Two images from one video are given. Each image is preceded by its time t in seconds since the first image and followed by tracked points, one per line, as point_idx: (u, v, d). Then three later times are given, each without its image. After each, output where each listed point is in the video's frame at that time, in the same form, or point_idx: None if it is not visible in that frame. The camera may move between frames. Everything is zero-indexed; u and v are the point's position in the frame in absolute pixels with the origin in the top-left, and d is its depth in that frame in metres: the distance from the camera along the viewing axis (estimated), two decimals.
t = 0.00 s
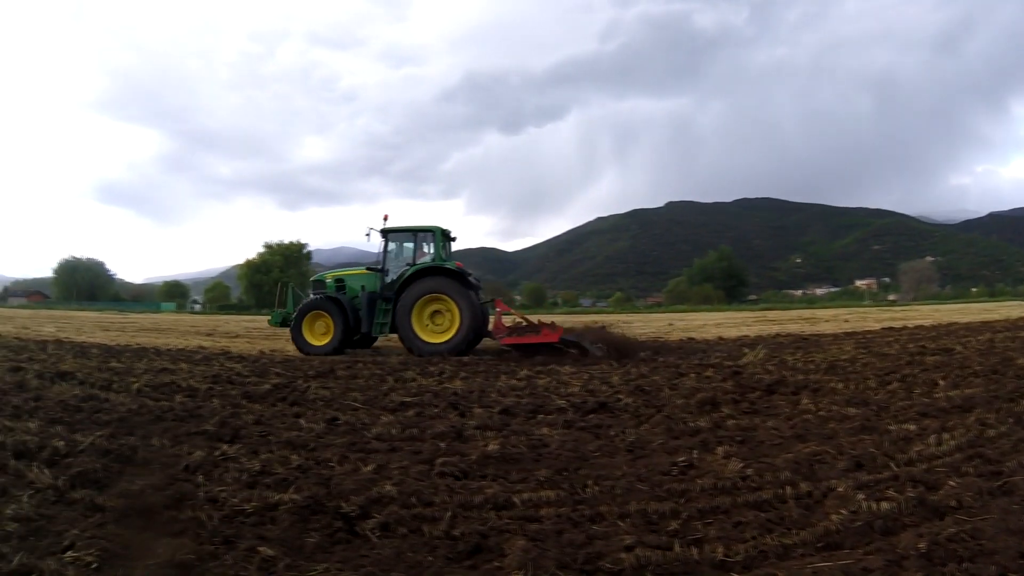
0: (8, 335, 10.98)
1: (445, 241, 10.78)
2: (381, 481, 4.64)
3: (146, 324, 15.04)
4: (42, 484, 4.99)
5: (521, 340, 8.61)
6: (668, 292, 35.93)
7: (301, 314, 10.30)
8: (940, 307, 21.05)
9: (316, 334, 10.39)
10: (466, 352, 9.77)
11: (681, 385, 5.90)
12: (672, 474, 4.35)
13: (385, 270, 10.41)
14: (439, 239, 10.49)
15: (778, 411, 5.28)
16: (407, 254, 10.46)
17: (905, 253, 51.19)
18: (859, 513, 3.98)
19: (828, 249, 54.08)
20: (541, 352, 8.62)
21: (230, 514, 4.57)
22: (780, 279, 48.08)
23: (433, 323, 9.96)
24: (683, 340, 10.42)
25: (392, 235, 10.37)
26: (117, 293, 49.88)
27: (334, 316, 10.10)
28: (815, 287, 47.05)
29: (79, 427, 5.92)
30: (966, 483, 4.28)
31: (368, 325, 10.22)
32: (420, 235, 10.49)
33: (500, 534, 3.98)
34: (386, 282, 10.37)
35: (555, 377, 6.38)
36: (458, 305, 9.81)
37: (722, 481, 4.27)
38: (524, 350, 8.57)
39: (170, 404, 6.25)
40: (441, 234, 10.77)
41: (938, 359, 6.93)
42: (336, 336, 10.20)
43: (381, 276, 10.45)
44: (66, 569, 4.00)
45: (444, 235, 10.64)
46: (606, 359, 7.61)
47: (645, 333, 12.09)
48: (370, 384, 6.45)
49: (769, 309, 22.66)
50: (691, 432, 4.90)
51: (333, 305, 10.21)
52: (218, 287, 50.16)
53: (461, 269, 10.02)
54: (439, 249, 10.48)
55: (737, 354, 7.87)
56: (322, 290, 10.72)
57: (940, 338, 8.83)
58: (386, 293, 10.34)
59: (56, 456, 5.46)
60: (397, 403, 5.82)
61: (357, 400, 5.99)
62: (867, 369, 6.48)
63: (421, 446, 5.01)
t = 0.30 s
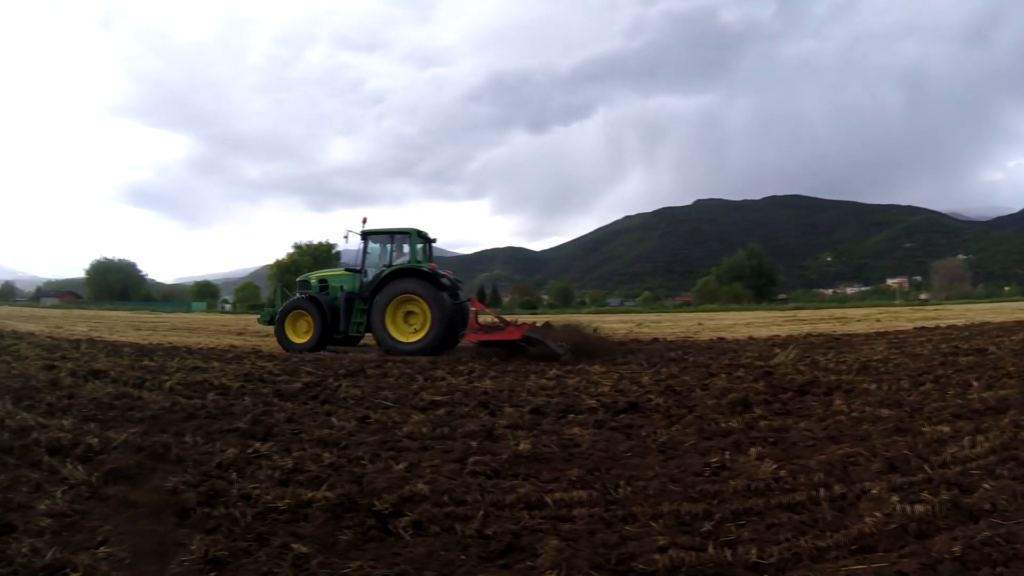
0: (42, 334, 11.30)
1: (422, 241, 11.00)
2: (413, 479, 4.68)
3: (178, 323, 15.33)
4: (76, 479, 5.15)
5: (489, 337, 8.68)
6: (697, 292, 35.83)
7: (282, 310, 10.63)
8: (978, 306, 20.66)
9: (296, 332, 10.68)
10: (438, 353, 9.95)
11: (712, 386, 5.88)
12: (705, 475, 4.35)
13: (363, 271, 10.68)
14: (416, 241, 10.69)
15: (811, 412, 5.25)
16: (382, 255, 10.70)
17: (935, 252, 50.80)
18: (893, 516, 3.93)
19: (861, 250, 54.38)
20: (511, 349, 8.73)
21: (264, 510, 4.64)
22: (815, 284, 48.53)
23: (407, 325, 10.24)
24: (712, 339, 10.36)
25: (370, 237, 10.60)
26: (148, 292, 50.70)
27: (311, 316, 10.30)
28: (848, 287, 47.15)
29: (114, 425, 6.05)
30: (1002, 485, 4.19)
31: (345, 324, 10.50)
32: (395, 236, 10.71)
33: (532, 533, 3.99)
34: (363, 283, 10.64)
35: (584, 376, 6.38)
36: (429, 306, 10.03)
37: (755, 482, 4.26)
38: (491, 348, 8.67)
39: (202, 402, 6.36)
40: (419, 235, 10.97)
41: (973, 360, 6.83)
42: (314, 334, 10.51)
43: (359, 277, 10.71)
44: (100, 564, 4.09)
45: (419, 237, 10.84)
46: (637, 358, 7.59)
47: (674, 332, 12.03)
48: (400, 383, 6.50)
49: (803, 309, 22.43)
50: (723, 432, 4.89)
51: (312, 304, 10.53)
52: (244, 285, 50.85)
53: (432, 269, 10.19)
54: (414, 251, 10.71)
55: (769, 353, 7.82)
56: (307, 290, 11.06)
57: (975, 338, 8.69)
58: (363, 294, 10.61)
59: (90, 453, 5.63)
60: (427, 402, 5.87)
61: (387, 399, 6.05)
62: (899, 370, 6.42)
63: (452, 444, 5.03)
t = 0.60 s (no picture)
0: (70, 335, 11.59)
1: (401, 245, 11.09)
2: (443, 481, 4.71)
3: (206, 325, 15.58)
4: (108, 479, 5.24)
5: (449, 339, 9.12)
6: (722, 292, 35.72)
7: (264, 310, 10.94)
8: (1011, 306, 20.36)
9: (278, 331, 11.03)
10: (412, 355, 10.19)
11: (741, 387, 5.86)
12: (736, 478, 4.34)
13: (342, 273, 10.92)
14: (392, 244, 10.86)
15: (842, 415, 5.21)
16: (360, 258, 10.86)
17: (961, 250, 50.35)
18: (926, 519, 3.88)
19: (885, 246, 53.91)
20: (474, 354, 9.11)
21: (294, 511, 4.68)
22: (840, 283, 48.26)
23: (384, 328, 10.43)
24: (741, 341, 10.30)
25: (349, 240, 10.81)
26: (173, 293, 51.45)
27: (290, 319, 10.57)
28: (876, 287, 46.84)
29: (145, 426, 6.16)
30: None
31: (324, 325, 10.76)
32: (373, 241, 10.84)
33: (563, 536, 4.00)
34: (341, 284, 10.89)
35: (612, 378, 6.38)
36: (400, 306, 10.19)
37: (787, 486, 4.24)
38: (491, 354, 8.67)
39: (231, 403, 6.45)
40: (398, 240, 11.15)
41: (1007, 361, 6.73)
42: (294, 335, 10.82)
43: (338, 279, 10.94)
44: (131, 563, 4.14)
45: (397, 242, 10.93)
46: (665, 359, 7.58)
47: (702, 333, 11.97)
48: (428, 385, 6.54)
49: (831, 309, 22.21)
50: (754, 435, 4.87)
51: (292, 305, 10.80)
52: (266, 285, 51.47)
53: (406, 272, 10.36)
54: (391, 255, 10.82)
55: (799, 354, 7.78)
56: (292, 290, 11.36)
57: (1009, 338, 8.56)
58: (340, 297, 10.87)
59: (121, 453, 5.74)
60: (455, 404, 5.89)
61: (416, 400, 6.09)
62: (931, 371, 6.35)
63: (481, 446, 5.05)
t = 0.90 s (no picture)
0: (102, 336, 11.84)
1: (383, 248, 11.44)
2: (475, 484, 4.73)
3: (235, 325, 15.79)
4: (140, 479, 5.33)
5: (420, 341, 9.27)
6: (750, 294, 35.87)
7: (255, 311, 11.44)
8: None
9: (269, 331, 11.49)
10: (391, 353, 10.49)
11: (773, 390, 5.84)
12: (770, 483, 4.33)
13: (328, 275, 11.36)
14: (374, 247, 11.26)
15: (876, 418, 5.19)
16: (343, 261, 11.25)
17: (990, 250, 50.15)
18: (963, 526, 3.83)
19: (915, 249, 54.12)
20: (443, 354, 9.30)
21: (327, 512, 4.72)
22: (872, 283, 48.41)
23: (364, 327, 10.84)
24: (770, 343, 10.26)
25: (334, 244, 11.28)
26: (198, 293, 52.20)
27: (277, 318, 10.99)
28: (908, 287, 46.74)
29: (177, 426, 6.26)
30: None
31: (311, 325, 11.17)
32: (355, 245, 11.22)
33: (597, 540, 4.00)
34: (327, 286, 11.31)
35: (643, 381, 6.38)
36: (379, 308, 10.53)
37: (822, 491, 4.22)
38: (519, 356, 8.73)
39: (263, 404, 6.54)
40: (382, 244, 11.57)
41: None
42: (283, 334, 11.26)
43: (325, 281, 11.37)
44: (164, 562, 4.20)
45: (378, 245, 11.27)
46: (695, 362, 7.58)
47: (731, 335, 11.91)
48: (457, 386, 6.59)
49: (859, 310, 22.07)
50: (788, 438, 4.86)
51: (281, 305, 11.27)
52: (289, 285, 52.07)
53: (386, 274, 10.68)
54: (371, 257, 11.18)
55: (830, 356, 7.75)
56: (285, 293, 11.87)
57: None
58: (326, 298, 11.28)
59: (153, 453, 5.83)
60: (485, 406, 5.93)
61: (446, 402, 6.14)
62: (966, 374, 6.29)
63: (513, 449, 5.07)
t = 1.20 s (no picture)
0: (134, 340, 12.09)
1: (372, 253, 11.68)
2: (509, 487, 4.76)
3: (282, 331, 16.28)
4: (174, 481, 5.41)
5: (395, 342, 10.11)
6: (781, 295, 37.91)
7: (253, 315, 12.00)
8: None
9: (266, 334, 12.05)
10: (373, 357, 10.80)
11: (807, 392, 5.85)
12: (806, 487, 4.33)
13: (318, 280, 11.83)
14: (358, 253, 11.67)
15: (911, 421, 5.16)
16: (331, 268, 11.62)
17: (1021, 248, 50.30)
18: (1002, 529, 3.79)
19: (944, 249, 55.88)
20: (418, 356, 10.04)
21: (361, 515, 4.77)
22: (905, 284, 49.14)
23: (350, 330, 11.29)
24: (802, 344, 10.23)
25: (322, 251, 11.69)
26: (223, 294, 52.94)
27: (269, 323, 11.53)
28: (937, 287, 46.67)
29: (210, 428, 6.36)
30: None
31: (303, 330, 11.64)
32: (343, 252, 11.52)
33: (632, 544, 4.00)
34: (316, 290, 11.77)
35: (674, 383, 6.41)
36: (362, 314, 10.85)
37: (858, 495, 4.21)
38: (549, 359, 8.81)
39: (295, 407, 6.64)
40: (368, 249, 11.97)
41: None
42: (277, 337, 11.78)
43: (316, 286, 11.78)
44: (199, 565, 4.26)
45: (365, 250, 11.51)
46: (726, 364, 7.60)
47: (762, 336, 11.88)
48: (488, 390, 6.67)
49: (888, 310, 21.96)
50: (823, 442, 4.86)
51: (273, 310, 11.82)
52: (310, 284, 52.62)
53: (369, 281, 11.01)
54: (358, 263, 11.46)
55: (862, 357, 7.72)
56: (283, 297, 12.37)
57: None
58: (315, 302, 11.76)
59: (187, 455, 5.91)
60: (516, 409, 5.99)
61: (478, 405, 6.21)
62: (1002, 374, 6.23)
63: (546, 452, 5.11)
